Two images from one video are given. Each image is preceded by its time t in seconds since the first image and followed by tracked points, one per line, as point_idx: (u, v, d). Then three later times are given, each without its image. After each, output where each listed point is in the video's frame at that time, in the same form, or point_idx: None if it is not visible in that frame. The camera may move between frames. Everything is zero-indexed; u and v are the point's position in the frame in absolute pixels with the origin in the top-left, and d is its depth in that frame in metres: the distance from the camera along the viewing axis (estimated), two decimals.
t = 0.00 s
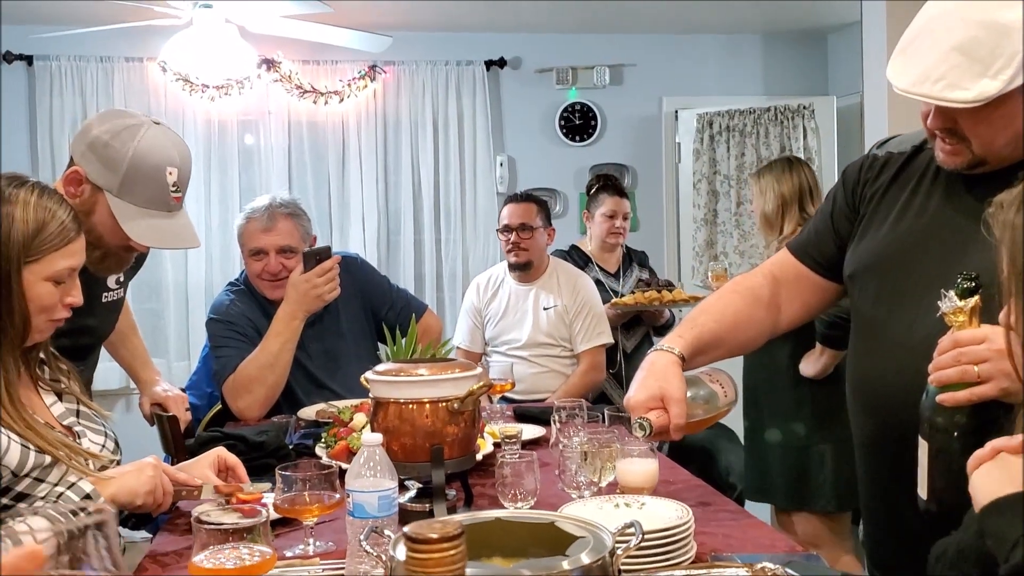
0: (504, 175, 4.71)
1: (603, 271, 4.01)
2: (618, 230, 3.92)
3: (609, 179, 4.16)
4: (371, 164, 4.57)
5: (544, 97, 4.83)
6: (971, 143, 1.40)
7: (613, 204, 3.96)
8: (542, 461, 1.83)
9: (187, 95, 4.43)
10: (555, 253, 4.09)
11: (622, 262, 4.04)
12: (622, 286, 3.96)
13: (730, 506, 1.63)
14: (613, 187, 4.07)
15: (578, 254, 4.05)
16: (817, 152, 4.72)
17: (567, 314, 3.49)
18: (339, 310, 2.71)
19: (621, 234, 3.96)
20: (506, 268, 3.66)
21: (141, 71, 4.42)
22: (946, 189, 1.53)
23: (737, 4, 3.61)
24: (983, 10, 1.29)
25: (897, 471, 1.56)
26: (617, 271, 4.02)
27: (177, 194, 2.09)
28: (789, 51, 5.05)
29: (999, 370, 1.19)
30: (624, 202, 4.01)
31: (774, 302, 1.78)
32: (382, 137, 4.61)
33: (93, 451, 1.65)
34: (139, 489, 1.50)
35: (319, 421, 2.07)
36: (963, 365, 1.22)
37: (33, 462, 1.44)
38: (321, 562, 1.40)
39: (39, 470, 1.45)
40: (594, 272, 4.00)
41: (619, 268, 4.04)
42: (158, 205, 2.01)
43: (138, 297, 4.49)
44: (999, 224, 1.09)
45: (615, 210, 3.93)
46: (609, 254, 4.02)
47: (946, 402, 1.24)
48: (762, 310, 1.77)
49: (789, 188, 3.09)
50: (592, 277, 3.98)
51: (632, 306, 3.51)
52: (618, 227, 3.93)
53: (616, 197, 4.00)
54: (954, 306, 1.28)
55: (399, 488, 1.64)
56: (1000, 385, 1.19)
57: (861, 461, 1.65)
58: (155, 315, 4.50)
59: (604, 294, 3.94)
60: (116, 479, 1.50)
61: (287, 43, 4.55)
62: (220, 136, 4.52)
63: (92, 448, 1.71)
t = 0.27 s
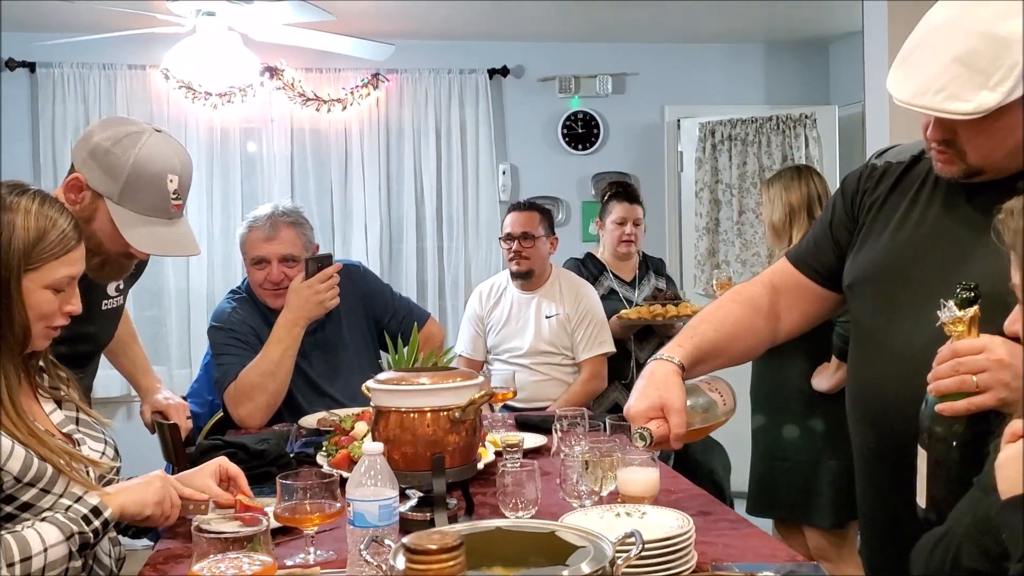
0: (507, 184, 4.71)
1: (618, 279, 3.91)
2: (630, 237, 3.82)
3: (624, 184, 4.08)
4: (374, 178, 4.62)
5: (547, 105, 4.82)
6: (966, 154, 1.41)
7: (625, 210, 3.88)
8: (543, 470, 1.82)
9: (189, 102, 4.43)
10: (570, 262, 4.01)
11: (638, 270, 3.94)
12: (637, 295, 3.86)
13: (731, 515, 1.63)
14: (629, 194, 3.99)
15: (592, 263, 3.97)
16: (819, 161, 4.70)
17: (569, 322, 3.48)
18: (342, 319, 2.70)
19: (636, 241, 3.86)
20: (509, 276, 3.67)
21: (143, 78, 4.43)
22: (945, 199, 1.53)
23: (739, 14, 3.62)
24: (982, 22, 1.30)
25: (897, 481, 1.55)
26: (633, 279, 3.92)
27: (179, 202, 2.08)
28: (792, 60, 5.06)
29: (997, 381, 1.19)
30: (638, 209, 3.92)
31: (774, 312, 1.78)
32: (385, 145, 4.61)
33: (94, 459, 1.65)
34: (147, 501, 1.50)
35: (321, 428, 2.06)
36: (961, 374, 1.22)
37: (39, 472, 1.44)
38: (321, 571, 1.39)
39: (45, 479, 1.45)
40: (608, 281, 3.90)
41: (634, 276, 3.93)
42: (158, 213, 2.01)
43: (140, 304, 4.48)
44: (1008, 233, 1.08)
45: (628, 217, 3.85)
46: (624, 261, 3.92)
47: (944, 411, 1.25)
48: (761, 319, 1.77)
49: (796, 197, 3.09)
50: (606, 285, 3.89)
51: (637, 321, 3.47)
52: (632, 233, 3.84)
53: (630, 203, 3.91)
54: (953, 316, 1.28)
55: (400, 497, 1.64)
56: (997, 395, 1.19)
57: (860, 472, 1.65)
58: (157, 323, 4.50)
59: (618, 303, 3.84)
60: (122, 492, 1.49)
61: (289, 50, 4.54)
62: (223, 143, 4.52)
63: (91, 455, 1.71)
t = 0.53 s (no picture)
0: (509, 190, 4.71)
1: (632, 286, 3.78)
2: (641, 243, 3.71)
3: (636, 190, 4.00)
4: (377, 185, 4.60)
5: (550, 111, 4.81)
6: (967, 162, 1.42)
7: (635, 217, 3.79)
8: (544, 476, 1.82)
9: (191, 108, 4.45)
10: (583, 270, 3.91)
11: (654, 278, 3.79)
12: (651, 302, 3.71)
13: (731, 522, 1.62)
14: (641, 200, 3.90)
15: (606, 270, 3.85)
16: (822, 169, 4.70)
17: (571, 328, 3.48)
18: (343, 327, 2.70)
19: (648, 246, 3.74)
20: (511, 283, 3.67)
21: (146, 84, 4.44)
22: (943, 207, 1.53)
23: (740, 21, 3.62)
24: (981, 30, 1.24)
25: (898, 489, 1.55)
26: (648, 288, 3.77)
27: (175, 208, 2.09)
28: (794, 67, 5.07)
29: (996, 387, 1.24)
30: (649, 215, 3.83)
31: (773, 319, 1.77)
32: (387, 151, 4.62)
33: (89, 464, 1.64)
34: (135, 497, 1.51)
35: (321, 434, 2.06)
36: (961, 381, 1.28)
37: (29, 472, 1.44)
38: None
39: (35, 480, 1.45)
40: (621, 288, 3.77)
41: (649, 285, 3.78)
42: (157, 218, 2.01)
43: (142, 309, 4.49)
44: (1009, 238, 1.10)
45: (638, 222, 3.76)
46: (638, 268, 3.79)
47: (944, 417, 1.30)
48: (760, 326, 1.76)
49: (807, 203, 3.08)
50: (619, 293, 3.75)
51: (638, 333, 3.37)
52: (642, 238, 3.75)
53: (641, 210, 3.83)
54: (953, 322, 1.32)
55: (400, 503, 1.63)
56: (996, 401, 1.24)
57: (860, 480, 1.64)
58: (159, 328, 4.50)
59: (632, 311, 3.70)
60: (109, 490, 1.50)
61: (292, 57, 4.57)
62: (225, 149, 4.52)
63: (87, 460, 1.71)
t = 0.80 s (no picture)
0: (510, 193, 4.72)
1: (637, 287, 3.76)
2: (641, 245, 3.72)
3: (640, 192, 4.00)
4: (378, 187, 4.60)
5: (551, 114, 4.79)
6: (967, 162, 1.41)
7: (638, 219, 3.79)
8: (544, 477, 1.82)
9: (193, 110, 4.46)
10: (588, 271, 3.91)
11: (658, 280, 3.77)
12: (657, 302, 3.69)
13: (731, 524, 1.62)
14: (646, 202, 3.90)
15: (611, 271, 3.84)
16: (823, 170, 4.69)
17: (572, 330, 3.47)
18: (342, 329, 2.70)
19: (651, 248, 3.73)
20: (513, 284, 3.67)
21: (147, 86, 4.45)
22: (943, 210, 1.53)
23: (741, 24, 3.63)
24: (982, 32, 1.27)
25: (897, 493, 1.54)
26: (653, 289, 3.75)
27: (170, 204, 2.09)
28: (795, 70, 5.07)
29: (996, 390, 1.24)
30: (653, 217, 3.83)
31: (772, 321, 1.76)
32: (388, 153, 4.63)
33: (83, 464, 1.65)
34: (123, 484, 1.51)
35: (321, 435, 2.05)
36: (961, 384, 1.27)
37: (18, 474, 1.45)
38: None
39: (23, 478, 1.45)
40: (626, 289, 3.75)
41: (654, 286, 3.76)
42: (152, 215, 2.02)
43: (142, 311, 4.48)
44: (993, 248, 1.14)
45: (641, 224, 3.76)
46: (642, 271, 3.78)
47: (944, 419, 1.29)
48: (760, 328, 1.75)
49: (819, 204, 3.08)
50: (623, 294, 3.74)
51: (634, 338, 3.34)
52: (646, 240, 3.75)
53: (644, 212, 3.83)
54: (953, 325, 1.33)
55: (400, 504, 1.63)
56: (996, 403, 1.23)
57: (860, 483, 1.64)
58: (159, 331, 4.49)
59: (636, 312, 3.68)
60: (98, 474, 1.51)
61: (292, 58, 4.56)
62: (226, 152, 4.53)
63: (81, 459, 1.71)
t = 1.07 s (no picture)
0: (510, 193, 4.72)
1: (650, 288, 3.60)
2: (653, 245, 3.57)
3: (652, 193, 3.88)
4: (378, 189, 4.62)
5: (551, 114, 4.85)
6: (965, 164, 1.42)
7: (650, 219, 3.67)
8: (542, 477, 1.82)
9: (193, 110, 4.47)
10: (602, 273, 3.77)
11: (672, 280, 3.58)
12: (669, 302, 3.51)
13: (730, 524, 1.63)
14: (659, 203, 3.77)
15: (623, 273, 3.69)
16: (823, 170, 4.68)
17: (571, 331, 3.46)
18: (345, 331, 2.71)
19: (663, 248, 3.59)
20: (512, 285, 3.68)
21: (147, 86, 4.45)
22: (942, 211, 1.53)
23: (741, 24, 3.63)
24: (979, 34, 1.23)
25: (896, 492, 1.55)
26: (666, 291, 3.57)
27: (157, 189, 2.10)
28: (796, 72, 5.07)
29: (995, 391, 1.23)
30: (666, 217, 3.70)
31: (771, 321, 1.76)
32: (388, 154, 4.64)
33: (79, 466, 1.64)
34: (114, 495, 1.51)
35: (320, 434, 2.05)
36: (960, 385, 1.27)
37: (12, 478, 1.44)
38: None
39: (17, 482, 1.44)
40: (638, 291, 3.60)
41: (668, 287, 3.58)
42: (141, 200, 2.02)
43: (142, 311, 4.48)
44: (987, 251, 1.15)
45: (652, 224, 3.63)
46: (655, 272, 3.61)
47: (943, 421, 1.29)
48: (759, 328, 1.75)
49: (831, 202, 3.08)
50: (635, 295, 3.59)
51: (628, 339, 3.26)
52: (658, 240, 3.61)
53: (656, 213, 3.71)
54: (952, 326, 1.33)
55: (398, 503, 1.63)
56: (996, 405, 1.23)
57: (858, 483, 1.64)
58: (159, 331, 4.50)
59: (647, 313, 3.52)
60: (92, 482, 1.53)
61: (292, 57, 4.54)
62: (226, 152, 4.54)
63: (77, 460, 1.71)
